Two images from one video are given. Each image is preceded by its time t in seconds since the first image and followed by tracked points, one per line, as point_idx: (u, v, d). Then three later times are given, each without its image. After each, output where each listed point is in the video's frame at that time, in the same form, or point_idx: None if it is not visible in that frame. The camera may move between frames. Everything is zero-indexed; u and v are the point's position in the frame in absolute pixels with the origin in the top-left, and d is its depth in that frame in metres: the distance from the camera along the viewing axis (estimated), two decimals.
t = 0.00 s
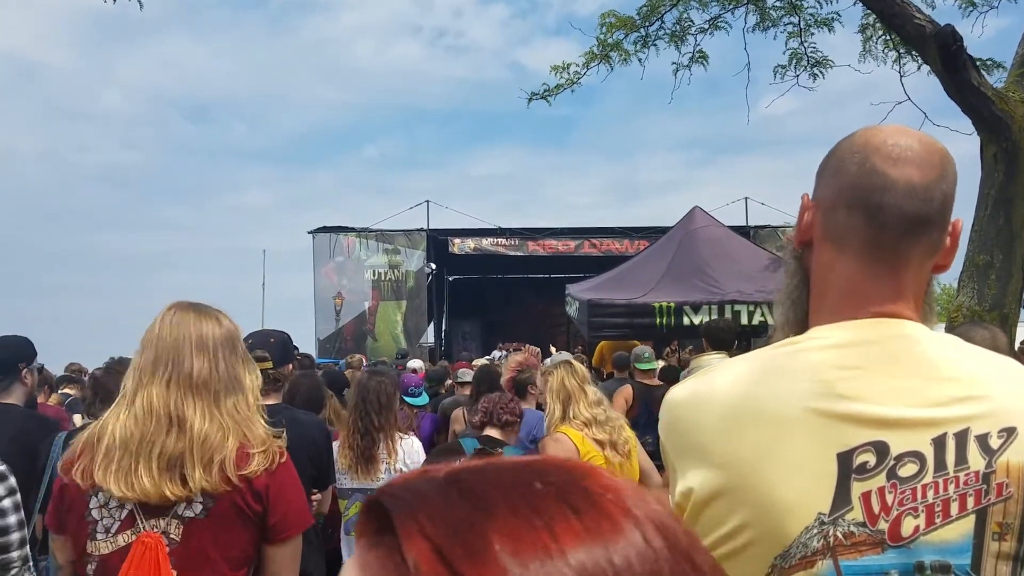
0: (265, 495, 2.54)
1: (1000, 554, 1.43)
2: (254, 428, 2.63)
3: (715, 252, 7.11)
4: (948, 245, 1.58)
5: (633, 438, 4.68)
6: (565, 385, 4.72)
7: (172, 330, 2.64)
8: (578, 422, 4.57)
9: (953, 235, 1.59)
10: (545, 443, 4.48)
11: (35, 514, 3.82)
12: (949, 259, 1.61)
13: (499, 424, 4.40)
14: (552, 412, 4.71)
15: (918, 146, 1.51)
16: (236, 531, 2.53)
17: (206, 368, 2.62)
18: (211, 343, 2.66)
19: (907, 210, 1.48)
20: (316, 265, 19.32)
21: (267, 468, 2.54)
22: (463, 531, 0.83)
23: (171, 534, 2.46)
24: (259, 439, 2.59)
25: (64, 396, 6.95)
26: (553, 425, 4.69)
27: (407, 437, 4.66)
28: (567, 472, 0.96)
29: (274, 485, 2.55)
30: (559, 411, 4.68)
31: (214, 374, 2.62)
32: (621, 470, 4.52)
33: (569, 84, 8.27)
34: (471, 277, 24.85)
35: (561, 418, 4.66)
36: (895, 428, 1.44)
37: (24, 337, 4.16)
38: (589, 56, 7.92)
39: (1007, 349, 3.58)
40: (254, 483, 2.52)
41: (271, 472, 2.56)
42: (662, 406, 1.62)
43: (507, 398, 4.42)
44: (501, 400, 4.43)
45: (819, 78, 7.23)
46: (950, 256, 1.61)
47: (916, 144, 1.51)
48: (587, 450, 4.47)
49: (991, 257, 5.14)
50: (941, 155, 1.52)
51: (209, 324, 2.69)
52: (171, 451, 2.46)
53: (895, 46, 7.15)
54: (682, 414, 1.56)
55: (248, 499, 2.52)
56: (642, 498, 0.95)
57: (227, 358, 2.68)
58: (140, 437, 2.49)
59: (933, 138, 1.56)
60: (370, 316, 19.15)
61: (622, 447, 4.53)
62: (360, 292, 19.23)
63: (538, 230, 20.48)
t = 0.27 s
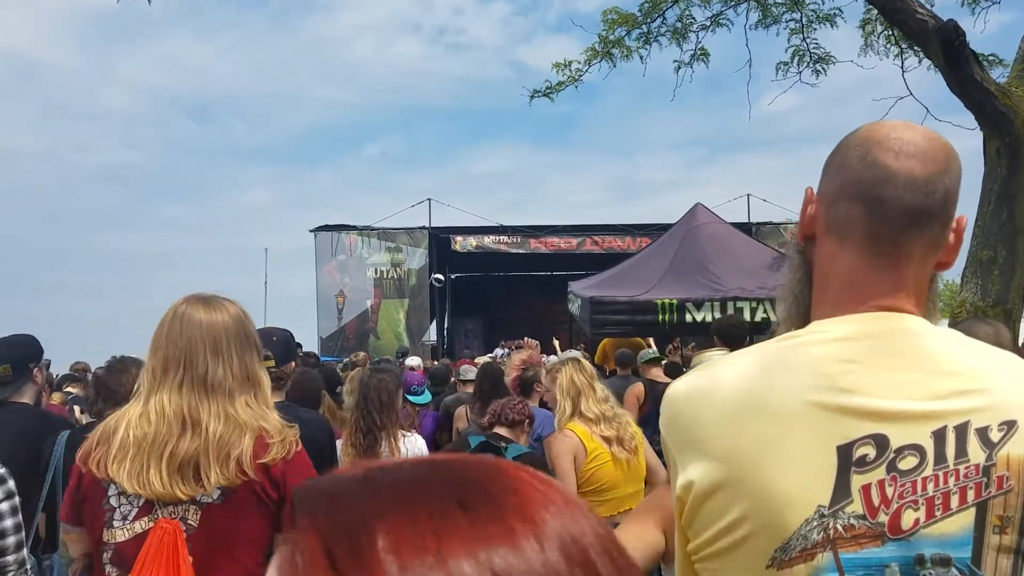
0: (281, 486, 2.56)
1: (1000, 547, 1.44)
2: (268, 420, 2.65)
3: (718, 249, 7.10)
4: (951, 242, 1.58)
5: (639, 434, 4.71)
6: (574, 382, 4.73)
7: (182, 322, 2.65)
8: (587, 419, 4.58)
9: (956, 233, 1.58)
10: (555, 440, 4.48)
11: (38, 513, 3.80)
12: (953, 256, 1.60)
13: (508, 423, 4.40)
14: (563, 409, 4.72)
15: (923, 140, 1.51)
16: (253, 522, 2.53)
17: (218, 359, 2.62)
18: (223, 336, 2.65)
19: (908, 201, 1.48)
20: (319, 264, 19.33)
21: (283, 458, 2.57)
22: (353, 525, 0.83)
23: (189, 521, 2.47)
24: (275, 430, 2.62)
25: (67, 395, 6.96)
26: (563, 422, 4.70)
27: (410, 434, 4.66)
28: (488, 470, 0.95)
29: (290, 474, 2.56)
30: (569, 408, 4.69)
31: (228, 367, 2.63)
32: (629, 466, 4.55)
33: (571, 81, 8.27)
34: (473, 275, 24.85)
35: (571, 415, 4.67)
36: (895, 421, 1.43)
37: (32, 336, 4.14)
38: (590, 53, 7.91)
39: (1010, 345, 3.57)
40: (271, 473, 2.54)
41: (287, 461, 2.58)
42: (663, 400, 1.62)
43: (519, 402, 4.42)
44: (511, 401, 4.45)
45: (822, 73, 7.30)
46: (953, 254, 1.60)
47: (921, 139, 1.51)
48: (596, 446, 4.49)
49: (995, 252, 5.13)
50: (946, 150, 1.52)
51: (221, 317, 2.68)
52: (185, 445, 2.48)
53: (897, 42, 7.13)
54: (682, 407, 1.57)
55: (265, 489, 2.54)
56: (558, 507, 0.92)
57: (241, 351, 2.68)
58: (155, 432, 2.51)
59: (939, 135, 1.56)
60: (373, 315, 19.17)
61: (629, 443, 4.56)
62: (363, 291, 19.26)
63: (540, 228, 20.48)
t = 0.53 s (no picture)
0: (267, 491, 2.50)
1: (1008, 538, 1.43)
2: (270, 421, 2.62)
3: (722, 242, 7.09)
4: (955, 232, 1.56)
5: (648, 428, 4.71)
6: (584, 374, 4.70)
7: (202, 315, 2.67)
8: (597, 412, 4.57)
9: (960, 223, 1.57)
10: (564, 434, 4.48)
11: (44, 507, 3.79)
12: (955, 246, 1.59)
13: (515, 416, 4.39)
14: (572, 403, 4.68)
15: (919, 130, 1.50)
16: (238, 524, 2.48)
17: (228, 355, 2.62)
18: (239, 333, 2.66)
19: (904, 191, 1.47)
20: (323, 258, 19.34)
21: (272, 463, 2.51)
22: (188, 524, 0.85)
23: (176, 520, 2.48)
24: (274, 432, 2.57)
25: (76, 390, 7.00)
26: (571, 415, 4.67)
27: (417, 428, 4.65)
28: (354, 462, 0.93)
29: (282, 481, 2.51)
30: (578, 401, 4.66)
31: (238, 365, 2.62)
32: (637, 461, 4.56)
33: (575, 74, 8.24)
34: (478, 270, 24.84)
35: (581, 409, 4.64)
36: (901, 411, 1.43)
37: (46, 331, 4.17)
38: (594, 47, 7.88)
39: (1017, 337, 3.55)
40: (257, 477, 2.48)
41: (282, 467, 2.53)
42: (668, 391, 1.62)
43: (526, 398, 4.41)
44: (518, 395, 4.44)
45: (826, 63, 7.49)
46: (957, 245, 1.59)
47: (919, 127, 1.50)
48: (605, 442, 4.50)
49: (1002, 244, 5.10)
50: (945, 139, 1.50)
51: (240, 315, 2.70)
52: (184, 436, 2.49)
53: (902, 34, 7.09)
54: (687, 398, 1.57)
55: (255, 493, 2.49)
56: (405, 514, 0.87)
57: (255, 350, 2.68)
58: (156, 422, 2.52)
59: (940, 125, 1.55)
60: (377, 309, 19.20)
61: (638, 437, 4.57)
62: (367, 285, 19.25)
63: (544, 222, 20.44)
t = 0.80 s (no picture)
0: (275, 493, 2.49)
1: (1010, 536, 1.42)
2: (281, 421, 2.62)
3: (724, 242, 7.09)
4: (939, 225, 1.51)
5: (652, 428, 4.71)
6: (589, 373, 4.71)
7: (212, 315, 2.70)
8: (602, 412, 4.57)
9: (947, 215, 1.51)
10: (568, 435, 4.48)
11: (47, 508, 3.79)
12: (952, 242, 1.54)
13: (519, 416, 4.37)
14: (577, 402, 4.67)
15: (887, 127, 1.49)
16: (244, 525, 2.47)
17: (241, 354, 2.65)
18: (248, 333, 2.69)
19: (871, 194, 1.49)
20: (324, 259, 19.36)
21: (280, 462, 2.51)
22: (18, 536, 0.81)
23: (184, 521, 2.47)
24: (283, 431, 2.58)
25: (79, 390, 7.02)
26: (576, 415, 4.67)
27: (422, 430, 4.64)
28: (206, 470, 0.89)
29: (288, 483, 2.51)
30: (583, 401, 4.66)
31: (248, 364, 2.64)
32: (641, 461, 4.55)
33: (576, 74, 8.24)
34: (479, 270, 24.86)
35: (585, 408, 4.64)
36: (902, 409, 1.43)
37: (49, 332, 4.19)
38: (594, 47, 7.89)
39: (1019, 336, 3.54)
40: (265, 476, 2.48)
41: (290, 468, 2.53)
42: (669, 391, 1.63)
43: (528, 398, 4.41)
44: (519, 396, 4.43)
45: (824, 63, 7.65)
46: (950, 237, 1.53)
47: (882, 123, 1.50)
48: (609, 443, 4.49)
49: (1005, 244, 5.09)
50: (913, 132, 1.48)
51: (248, 315, 2.73)
52: (194, 433, 2.51)
53: (902, 33, 7.08)
54: (687, 398, 1.57)
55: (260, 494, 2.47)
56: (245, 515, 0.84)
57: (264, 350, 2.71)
58: (167, 418, 2.55)
59: (926, 117, 1.51)
60: (378, 309, 19.22)
61: (642, 437, 4.56)
62: (368, 286, 19.28)
63: (545, 223, 20.43)
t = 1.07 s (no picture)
0: (292, 490, 2.50)
1: (1011, 535, 1.41)
2: (294, 416, 2.62)
3: (723, 243, 7.08)
4: (942, 224, 1.50)
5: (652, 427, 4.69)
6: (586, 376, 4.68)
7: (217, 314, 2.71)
8: (600, 414, 4.54)
9: (951, 214, 1.50)
10: (567, 439, 4.45)
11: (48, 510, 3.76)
12: (956, 242, 1.53)
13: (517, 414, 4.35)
14: (574, 404, 4.66)
15: (891, 126, 1.49)
16: (260, 525, 2.49)
17: (250, 351, 2.66)
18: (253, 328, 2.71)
19: (878, 194, 1.49)
20: (324, 259, 19.37)
21: (296, 457, 2.51)
22: None
23: (200, 525, 2.45)
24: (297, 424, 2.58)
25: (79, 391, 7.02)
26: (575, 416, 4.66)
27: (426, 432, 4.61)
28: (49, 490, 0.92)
29: (302, 478, 2.51)
30: (581, 403, 4.64)
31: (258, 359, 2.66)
32: (641, 463, 4.54)
33: (575, 74, 8.24)
34: (478, 271, 24.86)
35: (583, 411, 4.62)
36: (903, 408, 1.42)
37: (49, 333, 4.18)
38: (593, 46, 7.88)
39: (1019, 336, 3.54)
40: (282, 472, 2.48)
41: (305, 462, 2.53)
42: (671, 388, 1.63)
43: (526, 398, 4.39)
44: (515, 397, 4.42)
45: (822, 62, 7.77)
46: (955, 236, 1.52)
47: (885, 123, 1.49)
48: (608, 445, 4.48)
49: (1005, 244, 5.08)
50: (918, 131, 1.47)
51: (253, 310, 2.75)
52: (209, 423, 2.50)
53: (901, 33, 7.08)
54: (688, 394, 1.57)
55: (276, 490, 2.48)
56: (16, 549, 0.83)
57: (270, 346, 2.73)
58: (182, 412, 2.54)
59: (930, 116, 1.50)
60: (378, 310, 19.23)
61: (642, 438, 4.54)
62: (368, 287, 19.29)
63: (545, 223, 20.43)
